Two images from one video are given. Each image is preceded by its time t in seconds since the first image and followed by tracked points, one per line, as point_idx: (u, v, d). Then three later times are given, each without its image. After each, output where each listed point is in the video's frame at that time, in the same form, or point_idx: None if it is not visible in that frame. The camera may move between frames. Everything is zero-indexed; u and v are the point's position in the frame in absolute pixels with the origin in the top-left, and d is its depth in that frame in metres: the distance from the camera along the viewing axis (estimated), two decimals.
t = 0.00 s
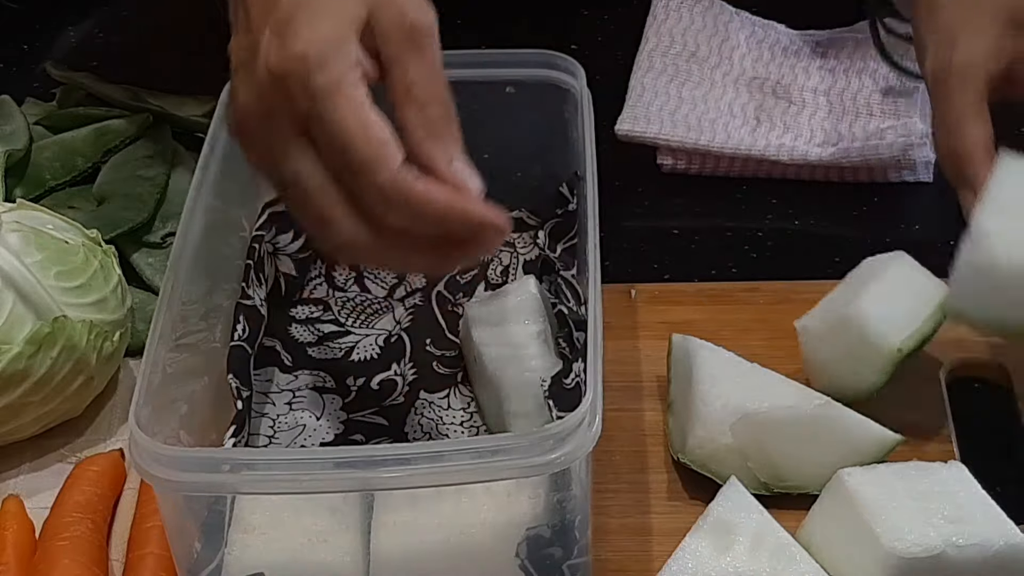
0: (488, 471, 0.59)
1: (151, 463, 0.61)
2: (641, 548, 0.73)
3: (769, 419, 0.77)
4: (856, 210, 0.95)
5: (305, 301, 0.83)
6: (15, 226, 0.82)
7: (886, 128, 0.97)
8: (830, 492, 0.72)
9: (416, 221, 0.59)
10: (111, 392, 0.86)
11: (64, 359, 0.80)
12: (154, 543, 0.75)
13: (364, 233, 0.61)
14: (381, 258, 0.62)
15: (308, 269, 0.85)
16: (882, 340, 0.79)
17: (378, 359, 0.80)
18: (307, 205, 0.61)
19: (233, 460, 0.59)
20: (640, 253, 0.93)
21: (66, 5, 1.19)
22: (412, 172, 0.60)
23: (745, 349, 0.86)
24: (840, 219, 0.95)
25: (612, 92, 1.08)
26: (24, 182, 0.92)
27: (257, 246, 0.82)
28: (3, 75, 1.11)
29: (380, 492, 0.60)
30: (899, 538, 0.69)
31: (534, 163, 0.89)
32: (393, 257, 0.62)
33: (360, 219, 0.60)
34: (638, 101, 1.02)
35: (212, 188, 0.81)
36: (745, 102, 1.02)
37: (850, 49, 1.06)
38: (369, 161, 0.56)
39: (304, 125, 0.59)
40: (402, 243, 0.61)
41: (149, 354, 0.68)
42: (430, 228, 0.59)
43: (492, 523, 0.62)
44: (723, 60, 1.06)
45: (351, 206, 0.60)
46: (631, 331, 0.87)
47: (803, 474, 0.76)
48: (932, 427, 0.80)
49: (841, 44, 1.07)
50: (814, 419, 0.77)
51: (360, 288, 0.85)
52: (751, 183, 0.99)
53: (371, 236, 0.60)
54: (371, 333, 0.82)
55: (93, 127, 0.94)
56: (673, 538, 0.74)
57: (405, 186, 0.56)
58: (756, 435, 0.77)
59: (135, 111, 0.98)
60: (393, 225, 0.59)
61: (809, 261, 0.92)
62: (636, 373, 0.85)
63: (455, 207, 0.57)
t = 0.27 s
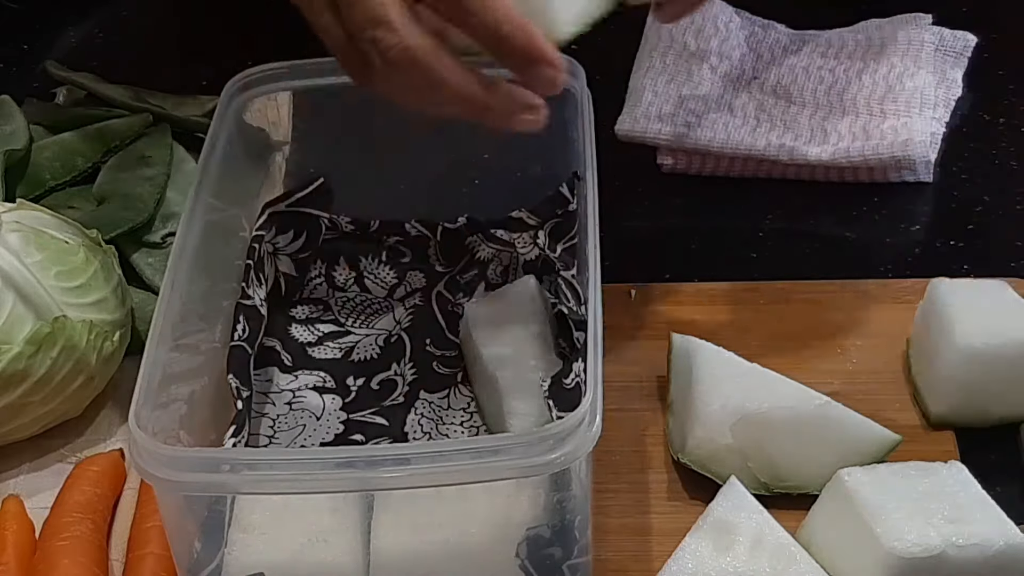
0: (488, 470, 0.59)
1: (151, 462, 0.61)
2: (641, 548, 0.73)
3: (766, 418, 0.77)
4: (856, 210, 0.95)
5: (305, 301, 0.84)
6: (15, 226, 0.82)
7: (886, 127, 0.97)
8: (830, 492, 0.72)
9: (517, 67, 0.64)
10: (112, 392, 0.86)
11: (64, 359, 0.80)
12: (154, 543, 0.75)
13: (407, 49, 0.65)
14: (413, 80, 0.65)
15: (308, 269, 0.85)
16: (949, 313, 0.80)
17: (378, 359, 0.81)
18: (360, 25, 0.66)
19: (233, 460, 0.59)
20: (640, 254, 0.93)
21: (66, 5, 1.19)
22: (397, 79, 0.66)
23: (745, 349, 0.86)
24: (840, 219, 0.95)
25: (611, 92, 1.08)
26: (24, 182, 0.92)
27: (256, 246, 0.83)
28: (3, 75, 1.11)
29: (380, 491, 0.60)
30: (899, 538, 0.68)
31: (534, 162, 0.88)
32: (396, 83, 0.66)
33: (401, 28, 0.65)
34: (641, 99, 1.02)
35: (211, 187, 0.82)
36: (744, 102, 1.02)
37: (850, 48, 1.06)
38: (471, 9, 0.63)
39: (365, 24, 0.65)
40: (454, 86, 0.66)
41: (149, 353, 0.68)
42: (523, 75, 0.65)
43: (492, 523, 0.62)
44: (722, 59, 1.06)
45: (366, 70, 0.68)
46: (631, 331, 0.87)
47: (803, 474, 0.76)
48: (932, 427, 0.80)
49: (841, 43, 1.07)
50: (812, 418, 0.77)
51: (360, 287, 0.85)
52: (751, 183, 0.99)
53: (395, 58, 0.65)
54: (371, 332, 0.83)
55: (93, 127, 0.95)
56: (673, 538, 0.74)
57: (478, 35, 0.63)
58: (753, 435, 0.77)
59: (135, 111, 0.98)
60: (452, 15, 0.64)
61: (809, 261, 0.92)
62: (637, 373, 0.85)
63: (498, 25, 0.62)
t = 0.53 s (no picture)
0: (487, 470, 0.59)
1: (150, 463, 0.61)
2: (641, 548, 0.73)
3: (767, 418, 0.77)
4: (856, 210, 0.95)
5: (306, 300, 0.83)
6: (14, 226, 0.82)
7: (886, 127, 0.97)
8: (830, 492, 0.72)
9: (320, 204, 0.52)
10: (112, 391, 0.86)
11: (64, 359, 0.80)
12: (154, 543, 0.75)
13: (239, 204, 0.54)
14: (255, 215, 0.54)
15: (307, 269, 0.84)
16: (948, 311, 0.79)
17: (378, 359, 0.81)
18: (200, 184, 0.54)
19: (232, 460, 0.59)
20: (640, 254, 0.93)
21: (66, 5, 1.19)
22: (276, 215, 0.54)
23: (745, 349, 0.86)
24: (840, 219, 0.95)
25: (611, 93, 1.08)
26: (24, 183, 0.92)
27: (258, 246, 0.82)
28: (3, 75, 1.11)
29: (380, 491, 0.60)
30: (899, 538, 0.68)
31: (535, 161, 0.87)
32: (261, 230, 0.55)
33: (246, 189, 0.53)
34: (641, 100, 1.02)
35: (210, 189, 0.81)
36: (744, 102, 1.02)
37: (850, 48, 1.06)
38: (297, 142, 0.50)
39: (200, 117, 0.52)
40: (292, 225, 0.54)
41: (148, 354, 0.68)
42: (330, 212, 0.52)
43: (493, 523, 0.62)
44: (722, 59, 1.06)
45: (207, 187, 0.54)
46: (631, 331, 0.87)
47: (803, 474, 0.76)
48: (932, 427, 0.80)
49: (841, 43, 1.07)
50: (812, 418, 0.77)
51: (360, 288, 0.85)
52: (751, 183, 0.99)
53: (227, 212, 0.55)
54: (371, 333, 0.82)
55: (94, 127, 0.94)
56: (673, 538, 0.74)
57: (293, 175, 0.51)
58: (753, 435, 0.77)
59: (135, 111, 0.98)
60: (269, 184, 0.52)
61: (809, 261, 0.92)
62: (637, 373, 0.85)
63: (323, 159, 0.50)
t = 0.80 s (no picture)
0: (486, 469, 0.59)
1: (150, 463, 0.61)
2: (641, 548, 0.73)
3: (767, 418, 0.77)
4: (856, 210, 0.95)
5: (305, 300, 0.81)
6: (15, 226, 0.82)
7: (886, 127, 0.97)
8: (830, 492, 0.72)
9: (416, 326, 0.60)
10: (112, 391, 0.86)
11: (64, 359, 0.80)
12: (154, 543, 0.75)
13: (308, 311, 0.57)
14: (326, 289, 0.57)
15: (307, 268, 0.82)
16: (949, 309, 0.79)
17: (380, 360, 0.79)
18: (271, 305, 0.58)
19: (232, 459, 0.59)
20: (640, 254, 0.93)
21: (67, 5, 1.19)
22: (349, 339, 0.58)
23: (745, 349, 0.86)
24: (840, 219, 0.95)
25: (611, 93, 1.08)
26: (24, 182, 0.92)
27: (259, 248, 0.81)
28: (3, 75, 1.11)
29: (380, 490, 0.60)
30: (899, 538, 0.68)
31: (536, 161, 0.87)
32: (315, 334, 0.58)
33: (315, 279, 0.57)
34: (641, 100, 1.02)
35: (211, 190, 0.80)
36: (744, 102, 1.02)
37: (850, 48, 1.06)
38: (413, 259, 0.57)
39: (281, 220, 0.57)
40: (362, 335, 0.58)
41: (148, 352, 0.68)
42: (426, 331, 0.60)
43: (493, 523, 0.62)
44: (722, 59, 1.06)
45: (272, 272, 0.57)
46: (631, 331, 0.87)
47: (803, 474, 0.76)
48: (932, 427, 0.80)
49: (840, 43, 1.07)
50: (812, 418, 0.77)
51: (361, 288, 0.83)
52: (751, 183, 0.99)
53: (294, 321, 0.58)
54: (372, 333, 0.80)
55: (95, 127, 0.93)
56: (673, 538, 0.74)
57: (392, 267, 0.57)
58: (753, 435, 0.77)
59: (135, 111, 0.98)
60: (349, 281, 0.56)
61: (809, 261, 0.92)
62: (637, 373, 0.85)
63: (431, 285, 0.58)
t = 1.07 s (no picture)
0: (486, 468, 0.59)
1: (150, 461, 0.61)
2: (641, 548, 0.73)
3: (766, 419, 0.77)
4: (856, 210, 0.95)
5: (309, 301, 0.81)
6: (15, 226, 0.82)
7: (885, 128, 0.97)
8: (830, 492, 0.72)
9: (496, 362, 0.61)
10: (112, 391, 0.86)
11: (64, 359, 0.80)
12: (154, 543, 0.75)
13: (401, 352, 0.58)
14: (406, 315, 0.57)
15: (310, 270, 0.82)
16: (949, 310, 0.79)
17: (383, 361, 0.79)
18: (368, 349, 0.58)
19: (233, 457, 0.59)
20: (640, 254, 0.93)
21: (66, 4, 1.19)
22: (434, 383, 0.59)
23: (745, 349, 0.86)
24: (840, 218, 0.95)
25: (611, 93, 1.08)
26: (24, 182, 0.93)
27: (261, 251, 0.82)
28: (3, 75, 1.11)
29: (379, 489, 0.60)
30: (899, 538, 0.68)
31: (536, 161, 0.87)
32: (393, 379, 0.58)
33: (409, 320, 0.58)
34: (641, 100, 1.02)
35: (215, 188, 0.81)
36: (744, 102, 1.02)
37: (850, 48, 1.06)
38: (495, 301, 0.59)
39: (376, 265, 0.58)
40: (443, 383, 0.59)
41: (149, 347, 0.68)
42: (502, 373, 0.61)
43: (493, 523, 0.62)
44: (722, 59, 1.06)
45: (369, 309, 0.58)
46: (631, 331, 0.87)
47: (803, 474, 0.76)
48: (931, 427, 0.80)
49: (840, 43, 1.07)
50: (812, 418, 0.77)
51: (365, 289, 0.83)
52: (751, 183, 0.99)
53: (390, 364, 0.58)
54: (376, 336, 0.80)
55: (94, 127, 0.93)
56: (673, 538, 0.74)
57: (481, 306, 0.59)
58: (753, 435, 0.77)
59: (135, 111, 0.98)
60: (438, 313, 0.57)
61: (808, 261, 0.92)
62: (637, 373, 0.85)
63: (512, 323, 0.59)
